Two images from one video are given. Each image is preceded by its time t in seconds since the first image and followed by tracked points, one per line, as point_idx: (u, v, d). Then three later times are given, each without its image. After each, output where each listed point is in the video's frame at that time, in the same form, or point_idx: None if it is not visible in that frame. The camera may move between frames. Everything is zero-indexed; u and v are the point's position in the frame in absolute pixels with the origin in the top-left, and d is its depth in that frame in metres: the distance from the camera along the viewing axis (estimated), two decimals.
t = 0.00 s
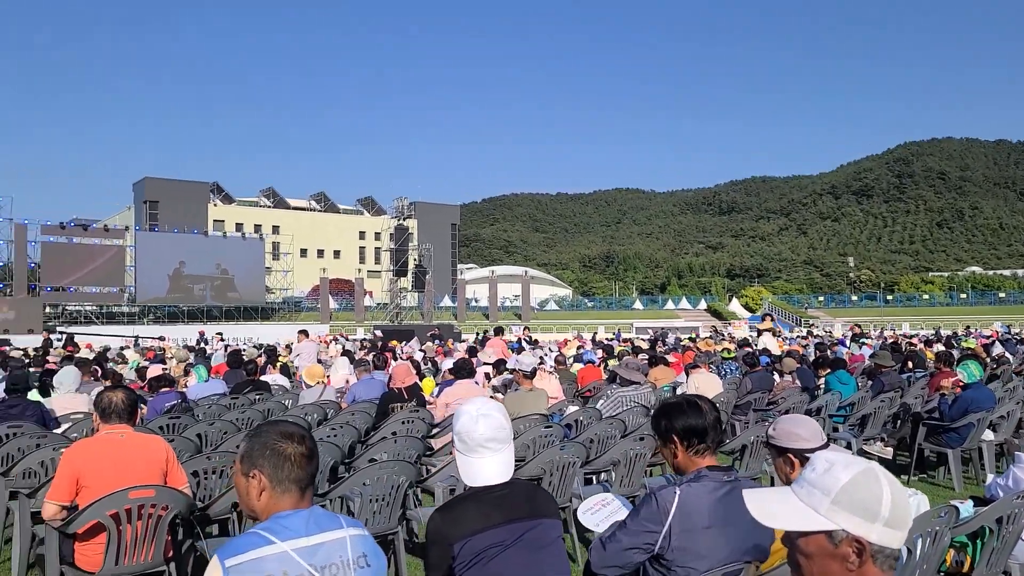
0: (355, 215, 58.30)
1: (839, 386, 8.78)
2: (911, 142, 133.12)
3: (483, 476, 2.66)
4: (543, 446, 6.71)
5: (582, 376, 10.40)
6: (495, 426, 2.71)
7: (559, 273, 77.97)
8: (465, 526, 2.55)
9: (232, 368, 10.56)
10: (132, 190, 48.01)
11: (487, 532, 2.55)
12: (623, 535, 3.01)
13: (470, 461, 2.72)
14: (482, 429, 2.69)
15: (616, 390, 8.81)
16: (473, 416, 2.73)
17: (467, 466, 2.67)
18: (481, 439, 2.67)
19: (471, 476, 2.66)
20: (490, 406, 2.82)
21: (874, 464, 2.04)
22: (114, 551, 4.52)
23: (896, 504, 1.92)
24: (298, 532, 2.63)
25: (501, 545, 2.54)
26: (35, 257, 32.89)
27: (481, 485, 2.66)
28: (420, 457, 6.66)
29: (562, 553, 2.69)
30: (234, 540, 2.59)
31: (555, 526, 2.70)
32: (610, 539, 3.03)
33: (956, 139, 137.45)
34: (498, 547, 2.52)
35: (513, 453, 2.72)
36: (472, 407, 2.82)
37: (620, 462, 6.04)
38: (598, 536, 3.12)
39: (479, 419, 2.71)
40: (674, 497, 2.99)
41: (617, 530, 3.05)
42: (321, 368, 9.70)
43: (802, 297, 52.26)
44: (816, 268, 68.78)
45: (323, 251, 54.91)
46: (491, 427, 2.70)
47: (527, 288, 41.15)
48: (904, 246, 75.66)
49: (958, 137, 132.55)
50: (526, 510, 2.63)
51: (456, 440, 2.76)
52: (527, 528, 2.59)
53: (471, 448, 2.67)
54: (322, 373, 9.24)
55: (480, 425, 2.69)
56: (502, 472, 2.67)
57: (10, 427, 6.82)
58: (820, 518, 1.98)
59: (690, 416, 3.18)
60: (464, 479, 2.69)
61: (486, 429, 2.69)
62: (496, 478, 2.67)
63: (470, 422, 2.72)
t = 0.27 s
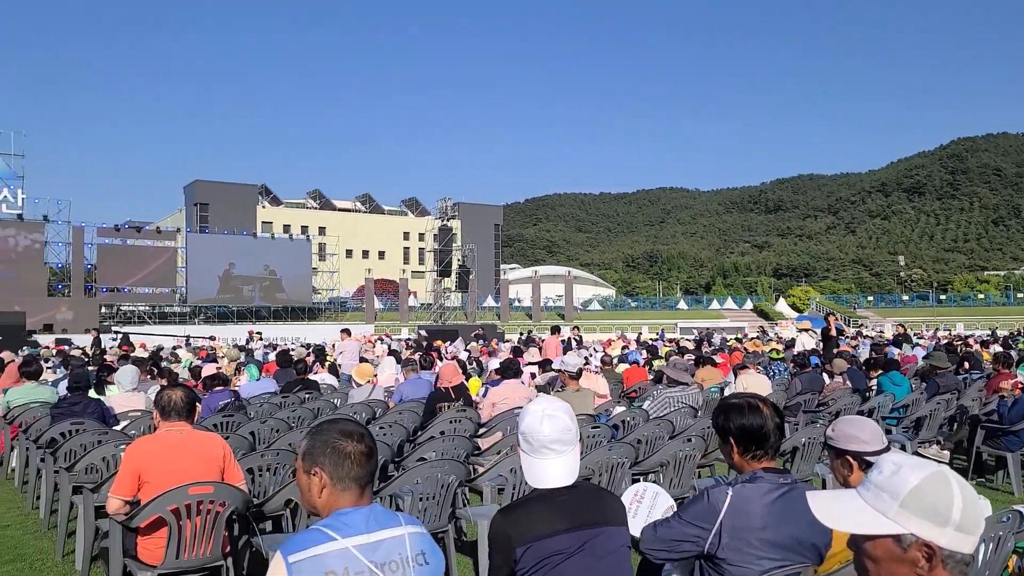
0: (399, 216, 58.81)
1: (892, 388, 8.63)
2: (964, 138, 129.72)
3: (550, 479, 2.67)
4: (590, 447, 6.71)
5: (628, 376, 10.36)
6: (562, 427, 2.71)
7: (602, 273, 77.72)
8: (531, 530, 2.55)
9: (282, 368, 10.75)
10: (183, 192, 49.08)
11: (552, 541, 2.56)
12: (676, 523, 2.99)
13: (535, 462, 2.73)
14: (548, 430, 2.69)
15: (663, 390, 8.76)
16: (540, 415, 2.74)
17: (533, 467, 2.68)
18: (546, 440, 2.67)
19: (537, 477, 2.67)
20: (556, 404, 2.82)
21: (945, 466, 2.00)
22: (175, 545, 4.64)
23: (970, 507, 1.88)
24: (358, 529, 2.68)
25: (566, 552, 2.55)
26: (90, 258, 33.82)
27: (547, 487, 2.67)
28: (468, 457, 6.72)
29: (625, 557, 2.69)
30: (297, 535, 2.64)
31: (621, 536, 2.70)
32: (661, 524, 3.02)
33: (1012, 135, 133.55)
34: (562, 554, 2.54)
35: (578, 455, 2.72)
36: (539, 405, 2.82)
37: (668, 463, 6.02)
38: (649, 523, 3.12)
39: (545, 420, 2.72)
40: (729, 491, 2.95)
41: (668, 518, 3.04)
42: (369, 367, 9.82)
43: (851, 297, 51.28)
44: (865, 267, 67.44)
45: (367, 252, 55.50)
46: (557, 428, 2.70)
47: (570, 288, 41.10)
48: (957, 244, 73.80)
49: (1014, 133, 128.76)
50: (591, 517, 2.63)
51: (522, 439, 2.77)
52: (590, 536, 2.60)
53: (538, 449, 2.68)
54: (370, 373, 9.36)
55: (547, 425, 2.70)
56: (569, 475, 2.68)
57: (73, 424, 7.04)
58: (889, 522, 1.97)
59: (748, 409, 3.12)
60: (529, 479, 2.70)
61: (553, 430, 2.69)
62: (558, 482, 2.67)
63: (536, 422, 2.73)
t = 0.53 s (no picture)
0: (460, 215, 59.27)
1: (969, 389, 8.35)
2: None
3: (641, 483, 2.55)
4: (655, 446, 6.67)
5: (691, 376, 10.27)
6: (653, 429, 2.56)
7: (663, 272, 77.04)
8: (622, 540, 2.45)
9: (348, 365, 10.96)
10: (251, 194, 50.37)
11: (642, 553, 2.45)
12: (753, 522, 2.95)
13: (625, 463, 2.61)
14: (638, 431, 2.55)
15: (729, 390, 8.65)
16: (630, 415, 2.59)
17: (623, 470, 2.57)
18: (636, 443, 2.54)
19: (628, 482, 2.55)
20: (647, 402, 2.67)
21: None
22: (251, 537, 4.77)
23: None
24: (435, 524, 2.70)
25: (659, 564, 2.46)
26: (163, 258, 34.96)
27: (637, 491, 2.56)
28: (534, 455, 6.75)
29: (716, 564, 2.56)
30: (376, 529, 2.68)
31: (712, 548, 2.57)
32: (738, 524, 2.98)
33: None
34: (655, 566, 2.45)
35: (669, 459, 2.59)
36: (629, 403, 2.68)
37: (736, 464, 5.95)
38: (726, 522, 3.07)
39: (635, 420, 2.57)
40: (801, 490, 2.89)
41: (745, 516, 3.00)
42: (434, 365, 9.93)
43: (922, 296, 49.71)
44: (937, 265, 65.32)
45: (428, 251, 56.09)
46: (648, 430, 2.55)
47: (629, 286, 40.84)
48: None
49: None
50: (679, 527, 2.51)
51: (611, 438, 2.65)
52: (680, 550, 2.50)
53: (628, 451, 2.55)
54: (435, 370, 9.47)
55: (637, 427, 2.55)
56: (658, 481, 2.56)
57: (152, 419, 7.30)
58: (974, 525, 1.91)
59: (832, 410, 3.05)
60: (619, 482, 2.59)
61: (643, 432, 2.54)
62: (649, 486, 2.55)
63: (627, 423, 2.59)
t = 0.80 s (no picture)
0: (519, 215, 59.45)
1: None
2: None
3: (733, 493, 2.35)
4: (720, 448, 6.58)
5: (755, 376, 10.11)
6: (747, 434, 2.37)
7: (724, 270, 76.03)
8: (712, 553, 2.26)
9: (411, 364, 11.10)
10: (315, 195, 51.38)
11: (730, 567, 2.26)
12: (828, 527, 2.87)
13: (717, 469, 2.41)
14: (731, 437, 2.37)
15: (795, 391, 8.48)
16: (723, 420, 2.41)
17: (714, 478, 2.38)
18: (728, 448, 2.35)
19: (719, 489, 2.36)
20: (743, 407, 2.47)
21: None
22: (323, 531, 4.89)
23: None
24: (509, 522, 2.71)
25: None
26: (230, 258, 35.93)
27: (729, 500, 2.35)
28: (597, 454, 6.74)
29: None
30: (451, 526, 2.71)
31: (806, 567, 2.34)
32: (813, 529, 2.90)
33: None
34: None
35: (764, 467, 2.38)
36: (724, 408, 2.49)
37: (804, 466, 5.83)
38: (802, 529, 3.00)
39: (729, 425, 2.39)
40: (876, 492, 2.82)
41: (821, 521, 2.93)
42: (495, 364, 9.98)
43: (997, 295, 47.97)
44: (1013, 263, 62.94)
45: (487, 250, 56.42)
46: (741, 435, 2.36)
47: (689, 285, 40.40)
48: None
49: None
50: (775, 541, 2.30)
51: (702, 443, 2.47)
52: (770, 567, 2.29)
53: (719, 456, 2.37)
54: (496, 369, 9.53)
55: (731, 433, 2.37)
56: (753, 490, 2.35)
57: (224, 414, 7.52)
58: None
59: (917, 412, 2.97)
60: (708, 490, 2.39)
61: (736, 438, 2.36)
62: (741, 495, 2.35)
63: (721, 427, 2.41)
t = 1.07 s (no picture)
0: (562, 213, 59.40)
1: None
2: None
3: (805, 501, 2.32)
4: (770, 449, 6.51)
5: (803, 377, 9.97)
6: (825, 444, 2.31)
7: (769, 269, 75.05)
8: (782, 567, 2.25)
9: (456, 362, 11.17)
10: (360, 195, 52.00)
11: None
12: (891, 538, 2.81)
13: (791, 476, 2.37)
14: (809, 445, 2.31)
15: (847, 391, 8.34)
16: (800, 427, 2.35)
17: (786, 486, 2.35)
18: (804, 457, 2.31)
19: (793, 498, 2.33)
20: (820, 413, 2.41)
21: None
22: (374, 528, 4.95)
23: None
24: (562, 522, 2.73)
25: None
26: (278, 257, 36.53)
27: (802, 509, 2.32)
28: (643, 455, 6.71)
29: None
30: (505, 525, 2.72)
31: None
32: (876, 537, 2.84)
33: None
34: None
35: (842, 477, 2.33)
36: (800, 413, 2.43)
37: (857, 468, 5.74)
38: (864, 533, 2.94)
39: (806, 433, 2.33)
40: (941, 500, 2.76)
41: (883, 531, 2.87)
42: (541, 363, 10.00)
43: None
44: None
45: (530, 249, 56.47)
46: (820, 444, 2.31)
47: (735, 284, 39.94)
48: None
49: None
50: (847, 554, 2.28)
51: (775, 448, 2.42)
52: None
53: (796, 463, 2.32)
54: (542, 368, 9.55)
55: (808, 440, 2.31)
56: (830, 500, 2.31)
57: (275, 411, 7.67)
58: None
59: (983, 414, 2.91)
60: (781, 496, 2.37)
61: (814, 446, 2.31)
62: (815, 505, 2.32)
63: (796, 433, 2.36)
